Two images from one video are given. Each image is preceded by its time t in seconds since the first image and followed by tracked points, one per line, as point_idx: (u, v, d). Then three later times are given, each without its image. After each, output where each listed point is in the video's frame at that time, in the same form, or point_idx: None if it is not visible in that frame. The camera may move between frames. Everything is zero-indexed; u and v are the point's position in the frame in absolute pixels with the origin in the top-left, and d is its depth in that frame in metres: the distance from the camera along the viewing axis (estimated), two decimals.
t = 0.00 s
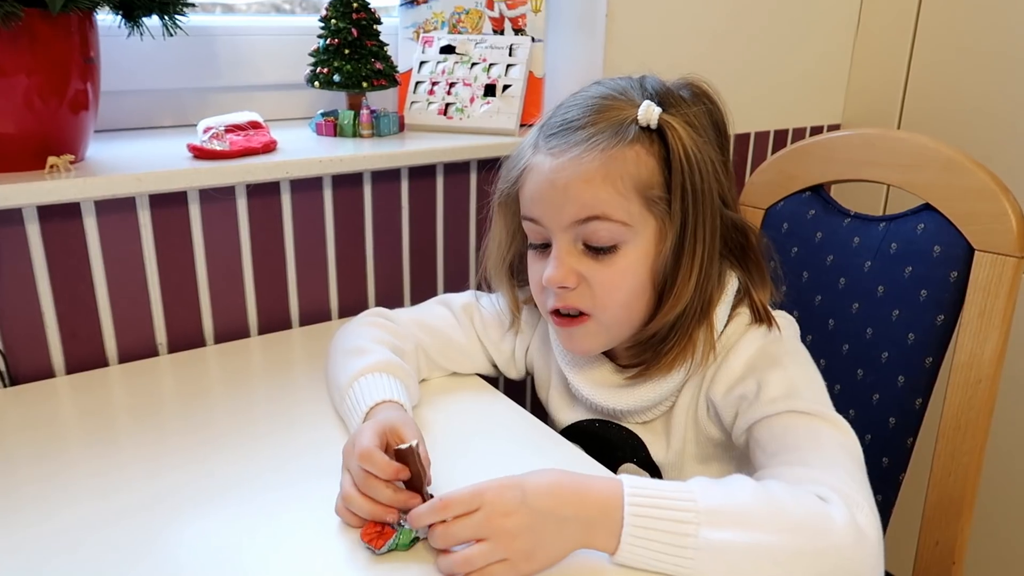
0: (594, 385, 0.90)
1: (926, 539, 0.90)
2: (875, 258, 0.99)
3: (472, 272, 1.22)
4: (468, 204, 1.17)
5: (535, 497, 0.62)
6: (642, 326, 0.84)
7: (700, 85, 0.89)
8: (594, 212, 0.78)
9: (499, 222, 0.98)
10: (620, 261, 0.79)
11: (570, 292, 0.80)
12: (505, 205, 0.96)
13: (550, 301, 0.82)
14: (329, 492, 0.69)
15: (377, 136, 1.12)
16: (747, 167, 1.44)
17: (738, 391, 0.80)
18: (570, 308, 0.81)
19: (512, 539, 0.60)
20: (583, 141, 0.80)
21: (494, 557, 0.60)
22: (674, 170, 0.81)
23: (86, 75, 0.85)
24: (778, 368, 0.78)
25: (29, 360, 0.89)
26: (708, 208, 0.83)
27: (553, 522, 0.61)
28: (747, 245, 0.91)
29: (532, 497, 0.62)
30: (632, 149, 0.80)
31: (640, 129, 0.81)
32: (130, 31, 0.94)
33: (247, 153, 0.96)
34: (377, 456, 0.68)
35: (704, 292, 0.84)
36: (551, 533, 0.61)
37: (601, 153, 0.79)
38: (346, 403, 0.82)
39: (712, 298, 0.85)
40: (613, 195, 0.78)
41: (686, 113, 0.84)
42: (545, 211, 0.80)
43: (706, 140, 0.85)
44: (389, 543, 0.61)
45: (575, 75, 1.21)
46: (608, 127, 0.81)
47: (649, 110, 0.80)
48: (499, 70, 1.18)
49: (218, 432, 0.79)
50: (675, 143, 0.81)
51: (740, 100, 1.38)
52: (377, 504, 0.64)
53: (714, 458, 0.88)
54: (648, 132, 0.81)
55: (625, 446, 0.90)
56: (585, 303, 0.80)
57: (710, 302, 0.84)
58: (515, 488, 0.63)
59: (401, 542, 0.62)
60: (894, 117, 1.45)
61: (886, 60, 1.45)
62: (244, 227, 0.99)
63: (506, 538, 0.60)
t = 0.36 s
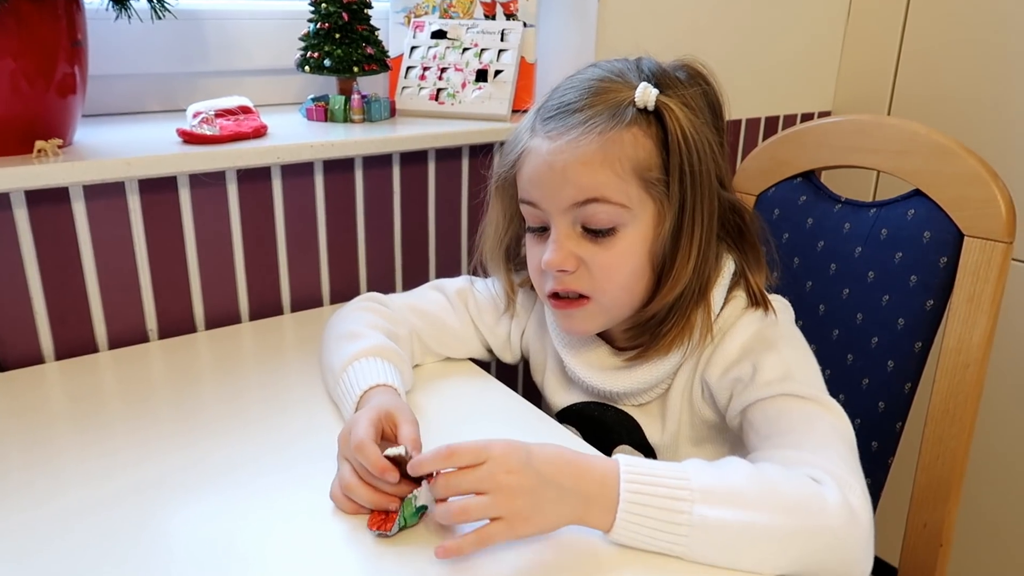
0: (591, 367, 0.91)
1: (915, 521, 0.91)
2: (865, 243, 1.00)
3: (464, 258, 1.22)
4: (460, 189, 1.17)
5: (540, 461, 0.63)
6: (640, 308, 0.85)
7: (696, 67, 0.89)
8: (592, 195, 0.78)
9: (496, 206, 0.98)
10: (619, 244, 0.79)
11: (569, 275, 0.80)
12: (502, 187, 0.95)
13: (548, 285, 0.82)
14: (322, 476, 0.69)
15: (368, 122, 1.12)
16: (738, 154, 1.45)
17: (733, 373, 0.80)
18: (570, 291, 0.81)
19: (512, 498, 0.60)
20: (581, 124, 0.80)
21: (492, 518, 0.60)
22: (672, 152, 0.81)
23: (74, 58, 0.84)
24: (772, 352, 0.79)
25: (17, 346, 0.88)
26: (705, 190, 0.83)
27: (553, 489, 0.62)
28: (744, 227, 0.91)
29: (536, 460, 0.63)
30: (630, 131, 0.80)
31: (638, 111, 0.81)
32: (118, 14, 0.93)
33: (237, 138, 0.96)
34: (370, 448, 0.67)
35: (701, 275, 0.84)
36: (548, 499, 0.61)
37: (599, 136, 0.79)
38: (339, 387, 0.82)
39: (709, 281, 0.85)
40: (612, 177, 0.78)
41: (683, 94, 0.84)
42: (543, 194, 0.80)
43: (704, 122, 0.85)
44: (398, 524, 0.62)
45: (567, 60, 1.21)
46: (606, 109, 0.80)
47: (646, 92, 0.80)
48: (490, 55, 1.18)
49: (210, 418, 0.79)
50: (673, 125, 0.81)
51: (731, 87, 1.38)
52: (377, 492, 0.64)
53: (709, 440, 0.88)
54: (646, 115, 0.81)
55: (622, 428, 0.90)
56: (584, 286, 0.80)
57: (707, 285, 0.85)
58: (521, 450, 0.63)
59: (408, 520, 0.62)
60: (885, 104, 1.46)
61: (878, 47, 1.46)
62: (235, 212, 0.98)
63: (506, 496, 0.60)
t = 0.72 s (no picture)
0: (577, 354, 0.91)
1: (900, 503, 0.92)
2: (851, 228, 1.00)
3: (451, 245, 1.21)
4: (447, 177, 1.17)
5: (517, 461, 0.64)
6: (627, 296, 0.85)
7: (678, 52, 0.88)
8: (577, 185, 0.77)
9: (480, 195, 0.97)
10: (605, 232, 0.79)
11: (556, 265, 0.80)
12: (485, 177, 0.95)
13: (534, 274, 0.82)
14: (309, 464, 0.69)
15: (354, 108, 1.11)
16: (725, 140, 1.45)
17: (718, 356, 0.80)
18: (557, 281, 0.81)
19: (488, 501, 0.61)
20: (564, 113, 0.79)
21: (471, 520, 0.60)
22: (656, 139, 0.81)
23: (53, 45, 0.83)
24: (756, 334, 0.79)
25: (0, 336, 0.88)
26: (690, 176, 0.83)
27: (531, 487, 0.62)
28: (728, 213, 0.91)
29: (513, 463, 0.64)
30: (613, 119, 0.80)
31: (621, 98, 0.80)
32: None
33: (221, 125, 0.95)
34: (392, 431, 0.70)
35: (686, 261, 0.84)
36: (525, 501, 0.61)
37: (582, 125, 0.79)
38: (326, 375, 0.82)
39: (695, 267, 0.85)
40: (596, 167, 0.78)
41: (665, 80, 0.84)
42: (528, 185, 0.79)
43: (687, 108, 0.84)
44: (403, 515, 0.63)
45: (553, 45, 1.20)
46: (589, 98, 0.80)
47: (629, 79, 0.80)
48: (477, 41, 1.17)
49: (197, 407, 0.79)
50: (656, 112, 0.81)
51: (718, 73, 1.38)
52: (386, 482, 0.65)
53: (695, 424, 0.89)
54: (629, 102, 0.81)
55: (610, 413, 0.91)
56: (571, 275, 0.80)
57: (693, 271, 0.85)
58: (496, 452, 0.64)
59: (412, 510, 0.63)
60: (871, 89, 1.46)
61: (864, 32, 1.46)
62: (220, 201, 0.97)
63: (481, 500, 0.61)
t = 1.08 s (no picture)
0: (564, 350, 0.91)
1: (888, 493, 0.93)
2: (839, 221, 1.01)
3: (440, 239, 1.21)
4: (435, 169, 1.16)
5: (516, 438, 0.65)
6: (613, 292, 0.85)
7: (662, 45, 0.88)
8: (562, 182, 0.77)
9: (465, 191, 0.97)
10: (591, 228, 0.79)
11: (543, 261, 0.80)
12: (471, 174, 0.94)
13: (521, 270, 0.82)
14: (296, 458, 0.69)
15: (341, 101, 1.11)
16: (713, 132, 1.45)
17: (705, 350, 0.81)
18: (543, 276, 0.81)
19: (482, 468, 0.62)
20: (549, 108, 0.79)
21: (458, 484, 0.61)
22: (641, 134, 0.81)
23: (35, 36, 0.82)
24: (743, 326, 0.80)
25: None
26: (675, 171, 0.83)
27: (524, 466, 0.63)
28: (714, 207, 0.91)
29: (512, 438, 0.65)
30: (598, 115, 0.79)
31: (605, 93, 0.80)
32: None
33: (206, 118, 0.94)
34: (399, 406, 0.72)
35: (673, 256, 0.84)
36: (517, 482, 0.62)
37: (567, 120, 0.78)
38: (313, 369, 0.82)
39: (681, 261, 0.85)
40: (581, 163, 0.78)
41: (649, 74, 0.84)
42: (514, 182, 0.79)
43: (671, 102, 0.84)
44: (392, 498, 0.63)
45: (542, 37, 1.20)
46: (573, 93, 0.80)
47: (613, 74, 0.79)
48: (465, 33, 1.17)
49: (184, 402, 0.78)
50: (641, 107, 0.81)
51: (706, 65, 1.38)
52: (385, 465, 0.67)
53: (683, 418, 0.89)
54: (614, 97, 0.81)
55: (596, 407, 0.91)
56: (558, 272, 0.80)
57: (679, 265, 0.85)
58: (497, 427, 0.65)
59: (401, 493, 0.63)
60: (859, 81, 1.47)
61: (851, 24, 1.46)
62: (206, 194, 0.97)
63: (475, 465, 0.62)
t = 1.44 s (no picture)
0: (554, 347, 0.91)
1: (880, 485, 0.93)
2: (831, 215, 1.01)
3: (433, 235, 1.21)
4: (428, 165, 1.16)
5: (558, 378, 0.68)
6: (600, 289, 0.85)
7: (658, 45, 0.88)
8: (549, 178, 0.77)
9: (452, 185, 0.97)
10: (577, 225, 0.79)
11: (527, 258, 0.80)
12: (459, 167, 0.94)
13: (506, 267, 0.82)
14: (290, 454, 0.69)
15: (333, 97, 1.10)
16: (706, 127, 1.45)
17: (698, 353, 0.80)
18: (529, 272, 0.82)
19: (532, 364, 0.67)
20: (539, 103, 0.79)
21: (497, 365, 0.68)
22: (631, 132, 0.81)
23: (25, 33, 0.81)
24: (737, 331, 0.80)
25: None
26: (664, 169, 0.83)
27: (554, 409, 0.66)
28: (705, 208, 0.91)
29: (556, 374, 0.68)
30: (588, 111, 0.79)
31: (596, 90, 0.80)
32: None
33: (198, 114, 0.94)
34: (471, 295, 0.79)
35: (661, 256, 0.84)
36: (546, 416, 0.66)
37: (557, 116, 0.78)
38: (332, 352, 0.83)
39: (670, 261, 0.85)
40: (569, 159, 0.78)
41: (642, 73, 0.83)
42: (501, 176, 0.79)
43: (663, 101, 0.84)
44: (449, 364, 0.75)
45: (534, 33, 1.20)
46: (564, 88, 0.80)
47: (606, 70, 0.79)
48: (457, 29, 1.17)
49: (178, 399, 0.78)
50: (632, 105, 0.81)
51: (699, 60, 1.38)
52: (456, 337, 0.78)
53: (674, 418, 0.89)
54: (605, 94, 0.80)
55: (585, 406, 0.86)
56: (543, 268, 0.81)
57: (667, 265, 0.85)
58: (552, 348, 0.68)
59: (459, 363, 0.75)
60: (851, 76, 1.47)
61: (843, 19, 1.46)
62: (199, 192, 0.96)
63: (529, 360, 0.67)
